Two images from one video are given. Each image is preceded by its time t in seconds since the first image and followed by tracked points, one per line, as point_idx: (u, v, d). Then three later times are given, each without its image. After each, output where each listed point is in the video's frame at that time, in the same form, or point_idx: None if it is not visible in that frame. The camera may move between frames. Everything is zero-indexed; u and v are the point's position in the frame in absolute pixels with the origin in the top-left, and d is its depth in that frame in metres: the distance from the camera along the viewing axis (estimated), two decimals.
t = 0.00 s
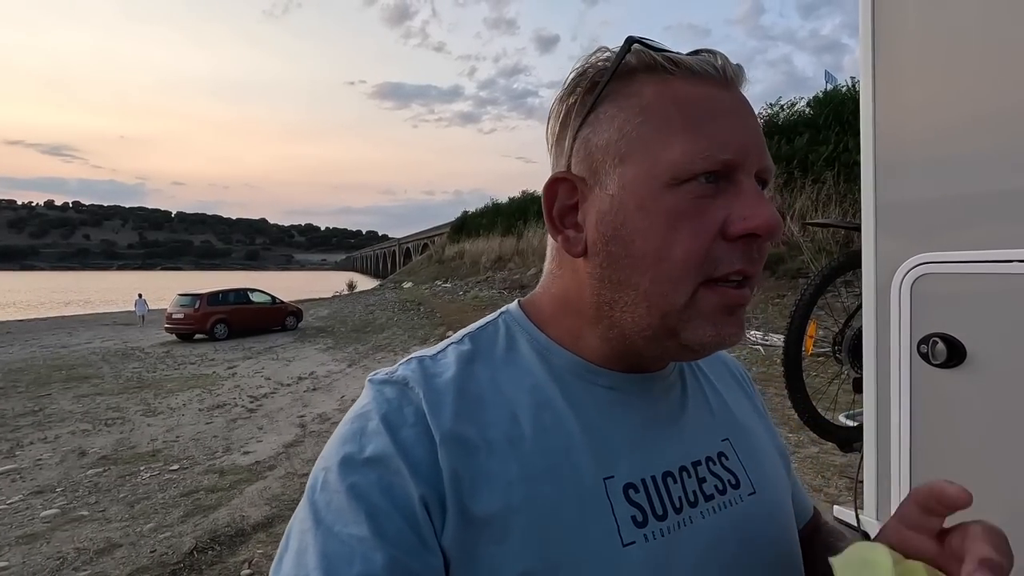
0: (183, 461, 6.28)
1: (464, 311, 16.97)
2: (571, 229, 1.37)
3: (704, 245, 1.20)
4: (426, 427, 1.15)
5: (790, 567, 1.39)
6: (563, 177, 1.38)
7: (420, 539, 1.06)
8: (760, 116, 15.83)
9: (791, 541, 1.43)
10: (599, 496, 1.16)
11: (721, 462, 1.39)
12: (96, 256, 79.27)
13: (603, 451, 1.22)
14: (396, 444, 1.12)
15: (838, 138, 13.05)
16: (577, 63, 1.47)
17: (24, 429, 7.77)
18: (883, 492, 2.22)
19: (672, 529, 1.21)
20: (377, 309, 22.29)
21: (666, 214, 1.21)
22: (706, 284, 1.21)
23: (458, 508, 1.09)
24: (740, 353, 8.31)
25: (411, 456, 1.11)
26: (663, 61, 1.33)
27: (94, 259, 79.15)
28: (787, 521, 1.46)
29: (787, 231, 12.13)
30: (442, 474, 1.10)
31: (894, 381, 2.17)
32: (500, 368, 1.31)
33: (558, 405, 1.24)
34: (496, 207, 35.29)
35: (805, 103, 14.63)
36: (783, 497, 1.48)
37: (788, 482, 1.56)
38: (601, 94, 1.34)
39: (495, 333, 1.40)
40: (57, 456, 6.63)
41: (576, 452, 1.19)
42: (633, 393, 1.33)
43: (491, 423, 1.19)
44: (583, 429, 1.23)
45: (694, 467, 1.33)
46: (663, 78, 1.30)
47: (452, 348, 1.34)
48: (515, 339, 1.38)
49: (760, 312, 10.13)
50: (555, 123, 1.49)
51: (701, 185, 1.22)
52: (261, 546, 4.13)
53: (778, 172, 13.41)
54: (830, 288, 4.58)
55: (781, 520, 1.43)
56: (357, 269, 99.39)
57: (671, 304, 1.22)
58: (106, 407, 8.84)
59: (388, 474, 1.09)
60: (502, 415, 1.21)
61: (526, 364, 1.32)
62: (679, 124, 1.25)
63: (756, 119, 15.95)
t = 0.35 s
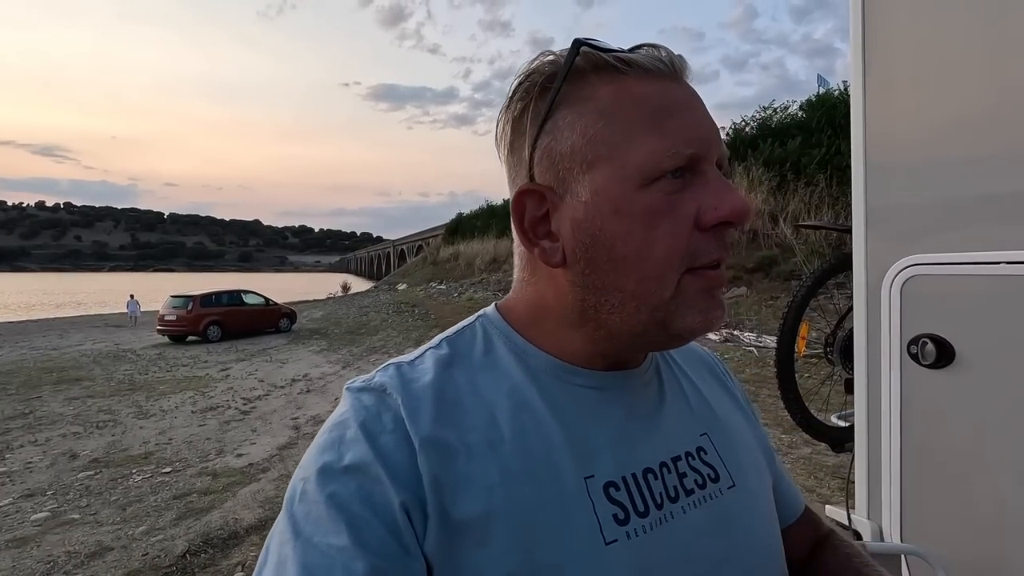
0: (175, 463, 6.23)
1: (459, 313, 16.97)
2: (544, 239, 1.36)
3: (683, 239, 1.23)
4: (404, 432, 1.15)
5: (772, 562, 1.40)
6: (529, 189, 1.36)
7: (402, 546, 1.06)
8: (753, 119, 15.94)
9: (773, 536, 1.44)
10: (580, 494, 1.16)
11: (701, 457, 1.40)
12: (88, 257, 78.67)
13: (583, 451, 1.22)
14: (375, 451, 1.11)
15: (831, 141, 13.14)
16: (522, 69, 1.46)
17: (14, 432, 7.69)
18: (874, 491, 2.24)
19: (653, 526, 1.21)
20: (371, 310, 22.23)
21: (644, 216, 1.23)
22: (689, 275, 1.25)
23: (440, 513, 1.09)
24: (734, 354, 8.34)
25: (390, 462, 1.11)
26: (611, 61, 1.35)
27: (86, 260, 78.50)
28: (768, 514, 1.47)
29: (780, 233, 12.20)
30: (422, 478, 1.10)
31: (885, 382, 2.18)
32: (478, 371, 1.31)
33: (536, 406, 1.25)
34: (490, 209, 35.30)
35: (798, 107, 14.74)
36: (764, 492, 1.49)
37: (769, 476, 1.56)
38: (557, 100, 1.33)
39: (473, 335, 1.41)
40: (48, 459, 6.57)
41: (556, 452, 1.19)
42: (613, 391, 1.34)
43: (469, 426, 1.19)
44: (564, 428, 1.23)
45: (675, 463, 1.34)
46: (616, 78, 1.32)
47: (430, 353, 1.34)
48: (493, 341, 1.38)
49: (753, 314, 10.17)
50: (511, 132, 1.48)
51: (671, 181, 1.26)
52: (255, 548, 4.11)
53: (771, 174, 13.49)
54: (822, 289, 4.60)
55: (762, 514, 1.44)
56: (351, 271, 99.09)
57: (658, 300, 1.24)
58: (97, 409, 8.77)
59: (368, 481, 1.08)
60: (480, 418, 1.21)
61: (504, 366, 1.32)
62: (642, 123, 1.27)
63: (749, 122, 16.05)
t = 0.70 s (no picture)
0: (170, 464, 6.20)
1: (454, 314, 16.95)
2: (524, 232, 1.40)
3: (647, 224, 1.22)
4: (409, 430, 1.15)
5: (783, 555, 1.41)
6: (505, 184, 1.41)
7: (406, 544, 1.06)
8: (747, 121, 16.03)
9: (784, 526, 1.45)
10: (588, 489, 1.17)
11: (710, 448, 1.40)
12: (80, 259, 78.09)
13: (589, 447, 1.22)
14: (380, 451, 1.11)
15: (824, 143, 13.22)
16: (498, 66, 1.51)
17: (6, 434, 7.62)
18: (872, 486, 2.26)
19: (663, 520, 1.22)
20: (366, 312, 22.17)
21: (605, 203, 1.23)
22: (659, 261, 1.23)
23: (443, 512, 1.09)
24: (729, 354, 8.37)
25: (393, 460, 1.11)
26: (570, 48, 1.35)
27: (77, 262, 77.91)
28: (778, 502, 1.47)
29: (774, 235, 12.27)
30: (424, 475, 1.10)
31: (880, 379, 2.20)
32: (480, 368, 1.31)
33: (542, 402, 1.25)
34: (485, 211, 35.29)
35: (792, 109, 14.83)
36: (774, 483, 1.49)
37: (778, 468, 1.57)
38: (521, 94, 1.37)
39: (477, 331, 1.41)
40: (40, 461, 6.52)
41: (559, 448, 1.20)
42: (619, 385, 1.34)
43: (471, 422, 1.20)
44: (569, 424, 1.23)
45: (684, 456, 1.34)
46: (574, 66, 1.33)
47: (433, 350, 1.34)
48: (498, 337, 1.38)
49: (748, 316, 10.22)
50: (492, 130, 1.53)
51: (633, 166, 1.25)
52: (252, 549, 4.09)
53: (765, 177, 13.55)
54: (817, 289, 4.63)
55: (772, 503, 1.44)
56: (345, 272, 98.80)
57: (628, 289, 1.24)
58: (90, 411, 8.70)
59: (372, 480, 1.09)
60: (483, 414, 1.21)
61: (508, 362, 1.32)
62: (600, 108, 1.27)
63: (743, 125, 16.14)
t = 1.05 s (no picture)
0: (166, 466, 6.17)
1: (450, 315, 16.95)
2: (535, 233, 1.41)
3: (660, 232, 1.22)
4: (418, 430, 1.16)
5: (788, 553, 1.41)
6: (518, 185, 1.42)
7: (413, 544, 1.07)
8: (741, 123, 16.10)
9: (789, 525, 1.46)
10: (596, 489, 1.17)
11: (716, 448, 1.41)
12: (72, 260, 77.54)
13: (598, 447, 1.23)
14: (389, 449, 1.12)
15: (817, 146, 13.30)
16: (515, 68, 1.52)
17: None
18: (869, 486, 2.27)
19: (671, 519, 1.22)
20: (362, 313, 22.13)
21: (618, 209, 1.24)
22: (672, 270, 1.23)
23: (452, 511, 1.09)
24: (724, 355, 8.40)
25: (402, 460, 1.12)
26: (590, 52, 1.36)
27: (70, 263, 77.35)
28: (782, 502, 1.47)
29: (768, 237, 12.33)
30: (435, 475, 1.11)
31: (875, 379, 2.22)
32: (489, 368, 1.32)
33: (550, 402, 1.26)
34: (480, 212, 35.29)
35: (786, 112, 14.91)
36: (779, 482, 1.50)
37: (783, 467, 1.57)
38: (539, 97, 1.39)
39: (485, 332, 1.42)
40: (34, 463, 6.47)
41: (569, 448, 1.20)
42: (627, 385, 1.35)
43: (480, 423, 1.20)
44: (577, 424, 1.24)
45: (690, 455, 1.35)
46: (594, 71, 1.34)
47: (441, 350, 1.35)
48: (505, 337, 1.39)
49: (742, 317, 10.27)
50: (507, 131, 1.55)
51: (648, 173, 1.25)
52: (249, 551, 4.07)
53: (759, 178, 13.61)
54: (812, 291, 4.67)
55: (776, 502, 1.45)
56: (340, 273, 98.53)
57: (640, 296, 1.24)
58: (84, 413, 8.65)
59: (381, 479, 1.09)
60: (492, 415, 1.22)
61: (517, 362, 1.34)
62: (617, 115, 1.28)
63: (738, 127, 16.22)
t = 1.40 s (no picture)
0: (159, 468, 6.14)
1: (446, 316, 16.94)
2: (541, 240, 1.40)
3: (671, 245, 1.22)
4: (409, 436, 1.15)
5: (781, 559, 1.41)
6: (525, 191, 1.42)
7: (404, 551, 1.06)
8: (736, 125, 16.15)
9: (781, 532, 1.46)
10: (589, 497, 1.17)
11: (708, 455, 1.41)
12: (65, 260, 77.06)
13: (592, 454, 1.23)
14: (379, 456, 1.12)
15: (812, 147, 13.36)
16: (525, 73, 1.51)
17: None
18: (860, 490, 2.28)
19: (663, 527, 1.22)
20: (357, 314, 22.08)
21: (629, 220, 1.23)
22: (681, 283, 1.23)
23: (444, 518, 1.09)
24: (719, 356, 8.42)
25: (393, 467, 1.11)
26: (606, 62, 1.36)
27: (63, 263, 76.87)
28: (774, 509, 1.48)
29: (763, 238, 12.37)
30: (428, 482, 1.11)
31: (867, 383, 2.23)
32: (482, 375, 1.32)
33: (543, 408, 1.26)
34: (476, 213, 35.29)
35: (781, 113, 14.97)
36: (771, 488, 1.50)
37: (776, 473, 1.58)
38: (551, 104, 1.38)
39: (478, 338, 1.42)
40: (26, 466, 6.42)
41: (563, 456, 1.20)
42: (621, 392, 1.35)
43: (474, 431, 1.20)
44: (571, 432, 1.24)
45: (682, 462, 1.35)
46: (609, 81, 1.34)
47: (435, 356, 1.35)
48: (498, 343, 1.39)
49: (737, 318, 10.30)
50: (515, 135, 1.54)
51: (660, 186, 1.25)
52: (242, 553, 4.06)
53: (754, 180, 13.64)
54: (806, 294, 4.69)
55: (769, 509, 1.45)
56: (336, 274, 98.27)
57: (649, 307, 1.24)
58: (77, 415, 8.59)
59: (372, 485, 1.09)
60: (487, 423, 1.22)
61: (510, 369, 1.33)
62: (632, 126, 1.28)
63: (733, 128, 16.27)
